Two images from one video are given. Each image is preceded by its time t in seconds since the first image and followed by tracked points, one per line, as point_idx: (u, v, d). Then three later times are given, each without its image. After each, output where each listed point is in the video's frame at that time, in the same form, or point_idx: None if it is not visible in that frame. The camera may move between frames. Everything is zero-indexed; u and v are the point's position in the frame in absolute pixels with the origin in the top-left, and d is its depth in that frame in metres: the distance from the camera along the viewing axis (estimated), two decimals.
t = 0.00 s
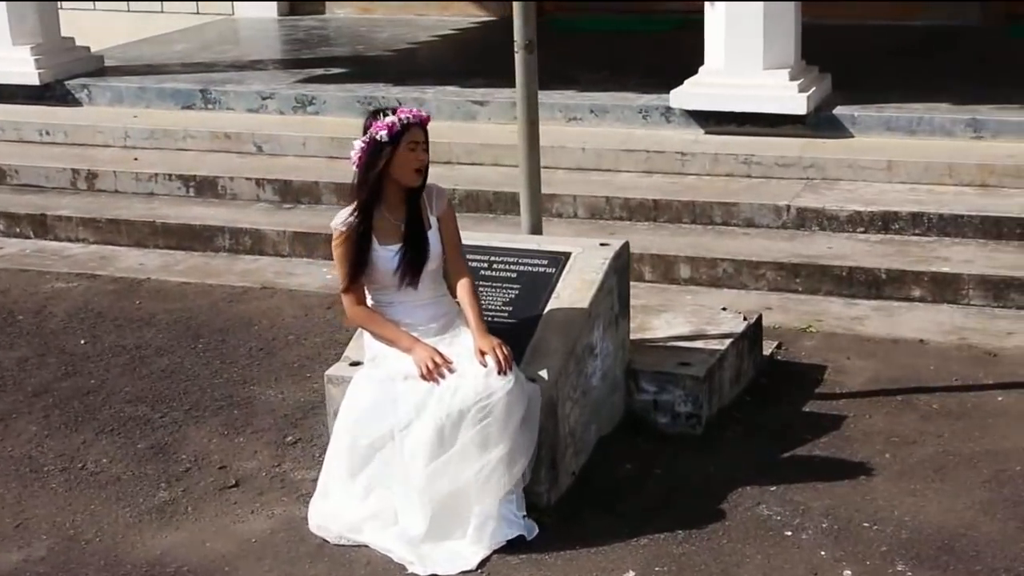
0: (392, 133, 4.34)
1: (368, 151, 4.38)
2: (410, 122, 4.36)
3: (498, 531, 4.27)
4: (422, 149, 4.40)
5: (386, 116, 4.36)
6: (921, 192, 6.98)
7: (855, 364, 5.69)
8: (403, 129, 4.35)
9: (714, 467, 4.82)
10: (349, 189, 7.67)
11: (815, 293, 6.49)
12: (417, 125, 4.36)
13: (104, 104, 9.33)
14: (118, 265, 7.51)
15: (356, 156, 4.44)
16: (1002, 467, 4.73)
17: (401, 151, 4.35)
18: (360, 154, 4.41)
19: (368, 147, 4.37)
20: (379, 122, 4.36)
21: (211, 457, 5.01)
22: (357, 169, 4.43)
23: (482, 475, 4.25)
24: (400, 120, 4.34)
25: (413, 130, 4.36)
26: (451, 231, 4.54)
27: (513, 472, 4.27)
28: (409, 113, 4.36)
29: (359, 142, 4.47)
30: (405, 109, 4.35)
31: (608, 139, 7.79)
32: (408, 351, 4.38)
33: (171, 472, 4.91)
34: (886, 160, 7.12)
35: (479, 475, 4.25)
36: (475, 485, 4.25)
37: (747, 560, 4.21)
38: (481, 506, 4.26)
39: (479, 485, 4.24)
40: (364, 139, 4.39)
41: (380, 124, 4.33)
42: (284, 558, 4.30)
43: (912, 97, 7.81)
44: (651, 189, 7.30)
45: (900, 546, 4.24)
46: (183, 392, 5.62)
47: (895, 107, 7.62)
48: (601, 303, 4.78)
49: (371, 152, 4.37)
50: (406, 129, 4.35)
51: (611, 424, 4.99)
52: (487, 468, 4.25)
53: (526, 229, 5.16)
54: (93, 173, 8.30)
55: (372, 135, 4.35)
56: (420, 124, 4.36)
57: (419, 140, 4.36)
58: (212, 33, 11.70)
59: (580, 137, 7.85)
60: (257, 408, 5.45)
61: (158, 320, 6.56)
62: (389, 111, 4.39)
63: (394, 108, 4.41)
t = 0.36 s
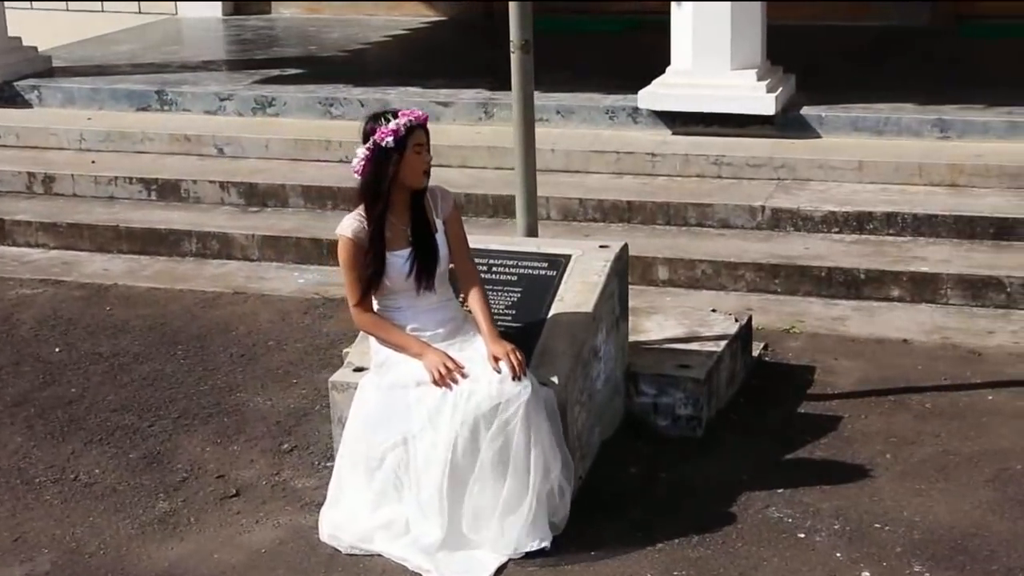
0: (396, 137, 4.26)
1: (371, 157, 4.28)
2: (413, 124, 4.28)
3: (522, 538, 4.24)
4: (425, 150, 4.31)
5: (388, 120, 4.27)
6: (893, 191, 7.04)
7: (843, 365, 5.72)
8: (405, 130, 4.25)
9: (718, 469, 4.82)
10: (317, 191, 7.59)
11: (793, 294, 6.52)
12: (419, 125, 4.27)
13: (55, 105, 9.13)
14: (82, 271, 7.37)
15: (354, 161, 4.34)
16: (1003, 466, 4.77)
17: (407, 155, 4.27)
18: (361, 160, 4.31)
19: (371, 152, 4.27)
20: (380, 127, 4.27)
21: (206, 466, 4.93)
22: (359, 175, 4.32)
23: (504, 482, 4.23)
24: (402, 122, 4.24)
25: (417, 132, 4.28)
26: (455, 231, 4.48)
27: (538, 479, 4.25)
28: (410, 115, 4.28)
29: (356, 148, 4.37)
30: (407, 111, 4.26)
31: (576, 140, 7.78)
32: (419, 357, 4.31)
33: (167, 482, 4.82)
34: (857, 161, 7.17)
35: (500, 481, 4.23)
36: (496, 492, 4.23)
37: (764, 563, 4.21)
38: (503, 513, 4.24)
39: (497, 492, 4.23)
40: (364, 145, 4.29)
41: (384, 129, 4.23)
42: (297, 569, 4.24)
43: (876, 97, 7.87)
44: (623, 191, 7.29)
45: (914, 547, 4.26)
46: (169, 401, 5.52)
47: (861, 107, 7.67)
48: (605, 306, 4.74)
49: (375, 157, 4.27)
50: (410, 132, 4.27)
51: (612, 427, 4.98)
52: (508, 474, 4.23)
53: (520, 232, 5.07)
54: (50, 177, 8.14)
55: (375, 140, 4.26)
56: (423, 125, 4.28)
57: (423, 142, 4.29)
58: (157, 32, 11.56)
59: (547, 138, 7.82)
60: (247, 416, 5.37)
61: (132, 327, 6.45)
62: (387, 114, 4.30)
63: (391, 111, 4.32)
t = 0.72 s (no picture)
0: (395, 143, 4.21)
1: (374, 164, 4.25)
2: (413, 127, 4.22)
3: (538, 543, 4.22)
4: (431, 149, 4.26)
5: (387, 125, 4.23)
6: (863, 191, 7.10)
7: (829, 364, 5.75)
8: (405, 134, 4.20)
9: (720, 471, 4.82)
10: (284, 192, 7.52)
11: (770, 294, 6.54)
12: (419, 128, 4.21)
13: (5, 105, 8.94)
14: (44, 275, 7.24)
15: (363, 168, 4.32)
16: (1002, 464, 4.81)
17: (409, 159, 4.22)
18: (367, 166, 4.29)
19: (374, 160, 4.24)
20: (380, 133, 4.23)
21: (203, 474, 4.85)
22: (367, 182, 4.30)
23: (521, 485, 4.20)
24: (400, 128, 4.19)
25: (417, 135, 4.22)
26: (471, 233, 4.43)
27: (557, 483, 4.21)
28: (409, 118, 4.22)
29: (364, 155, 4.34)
30: (404, 115, 4.20)
31: (544, 140, 7.76)
32: (431, 360, 4.29)
33: (165, 491, 4.74)
34: (827, 161, 7.22)
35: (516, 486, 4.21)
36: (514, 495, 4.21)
37: (780, 565, 4.21)
38: (521, 516, 4.21)
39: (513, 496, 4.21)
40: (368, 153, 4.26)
41: (382, 136, 4.19)
42: None
43: (840, 97, 7.94)
44: (594, 192, 7.28)
45: (926, 546, 4.28)
46: (155, 408, 5.44)
47: (826, 107, 7.72)
48: (608, 308, 4.74)
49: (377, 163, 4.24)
50: (410, 135, 4.21)
51: (612, 430, 4.97)
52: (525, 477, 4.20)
53: (517, 234, 5.07)
54: (7, 179, 7.97)
55: (375, 147, 4.22)
56: (423, 126, 4.22)
57: (426, 143, 4.22)
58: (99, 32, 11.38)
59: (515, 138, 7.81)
60: (237, 422, 5.29)
61: (105, 332, 6.34)
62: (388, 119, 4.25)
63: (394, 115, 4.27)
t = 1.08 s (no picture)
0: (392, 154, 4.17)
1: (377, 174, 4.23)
2: (407, 136, 4.17)
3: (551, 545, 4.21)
4: (431, 153, 4.21)
5: (385, 135, 4.19)
6: (837, 190, 7.14)
7: (816, 363, 5.78)
8: (401, 145, 4.16)
9: (722, 470, 4.82)
10: (256, 193, 7.45)
11: (750, 294, 6.56)
12: (414, 136, 4.16)
13: None
14: (12, 278, 7.11)
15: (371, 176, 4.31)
16: (999, 461, 4.85)
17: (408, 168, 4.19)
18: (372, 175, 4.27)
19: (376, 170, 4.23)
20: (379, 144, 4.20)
21: (201, 480, 4.79)
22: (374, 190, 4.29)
23: (536, 486, 4.19)
24: (394, 140, 4.15)
25: (414, 143, 4.17)
26: (482, 234, 4.42)
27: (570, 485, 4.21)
28: (402, 128, 4.17)
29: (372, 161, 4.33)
30: (397, 125, 4.16)
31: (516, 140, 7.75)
32: (443, 363, 4.28)
33: (163, 497, 4.67)
34: (801, 161, 7.26)
35: (529, 488, 4.20)
36: (528, 497, 4.19)
37: (793, 564, 4.22)
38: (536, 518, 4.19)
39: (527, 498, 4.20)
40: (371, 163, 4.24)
41: (378, 150, 4.17)
42: None
43: (808, 97, 7.99)
44: (569, 191, 7.27)
45: (935, 544, 4.30)
46: (143, 413, 5.35)
47: (796, 107, 7.77)
48: (611, 308, 4.74)
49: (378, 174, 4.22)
50: (407, 145, 4.17)
51: (612, 431, 4.96)
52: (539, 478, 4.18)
53: (514, 234, 5.11)
54: None
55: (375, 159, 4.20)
56: (419, 134, 4.17)
57: (424, 151, 4.17)
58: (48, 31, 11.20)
59: (486, 138, 7.79)
60: (229, 426, 5.22)
61: (82, 337, 6.24)
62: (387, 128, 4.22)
63: (394, 121, 4.23)
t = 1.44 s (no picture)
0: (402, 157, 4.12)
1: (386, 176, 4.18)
2: (418, 139, 4.12)
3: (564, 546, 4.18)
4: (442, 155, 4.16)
5: (394, 138, 4.14)
6: (813, 187, 7.19)
7: (805, 361, 5.80)
8: (412, 148, 4.11)
9: (725, 468, 4.82)
10: (229, 194, 7.38)
11: (732, 292, 6.58)
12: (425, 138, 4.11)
13: None
14: None
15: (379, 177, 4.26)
16: (997, 457, 4.90)
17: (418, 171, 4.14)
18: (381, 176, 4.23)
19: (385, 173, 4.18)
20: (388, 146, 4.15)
21: (201, 484, 4.72)
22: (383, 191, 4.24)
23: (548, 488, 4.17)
24: (405, 143, 4.09)
25: (424, 146, 4.12)
26: (490, 233, 4.40)
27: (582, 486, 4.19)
28: (412, 130, 4.12)
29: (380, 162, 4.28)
30: (407, 128, 4.10)
31: (489, 138, 7.74)
32: (455, 363, 4.26)
33: (165, 502, 4.60)
34: (776, 160, 7.30)
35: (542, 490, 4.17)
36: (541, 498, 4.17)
37: (807, 562, 4.23)
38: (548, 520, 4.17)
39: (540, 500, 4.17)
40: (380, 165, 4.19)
41: (387, 153, 4.11)
42: None
43: (777, 96, 8.05)
44: (546, 190, 7.26)
45: (945, 541, 4.33)
46: (133, 417, 5.27)
47: (767, 106, 7.82)
48: (614, 307, 4.75)
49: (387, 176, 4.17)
50: (417, 148, 4.12)
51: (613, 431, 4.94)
52: (553, 479, 4.17)
53: (513, 235, 5.12)
54: None
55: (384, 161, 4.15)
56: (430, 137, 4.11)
57: (434, 153, 4.13)
58: None
59: (459, 138, 7.77)
60: (223, 429, 5.17)
61: (61, 340, 6.14)
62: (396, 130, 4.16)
63: (403, 123, 4.17)
